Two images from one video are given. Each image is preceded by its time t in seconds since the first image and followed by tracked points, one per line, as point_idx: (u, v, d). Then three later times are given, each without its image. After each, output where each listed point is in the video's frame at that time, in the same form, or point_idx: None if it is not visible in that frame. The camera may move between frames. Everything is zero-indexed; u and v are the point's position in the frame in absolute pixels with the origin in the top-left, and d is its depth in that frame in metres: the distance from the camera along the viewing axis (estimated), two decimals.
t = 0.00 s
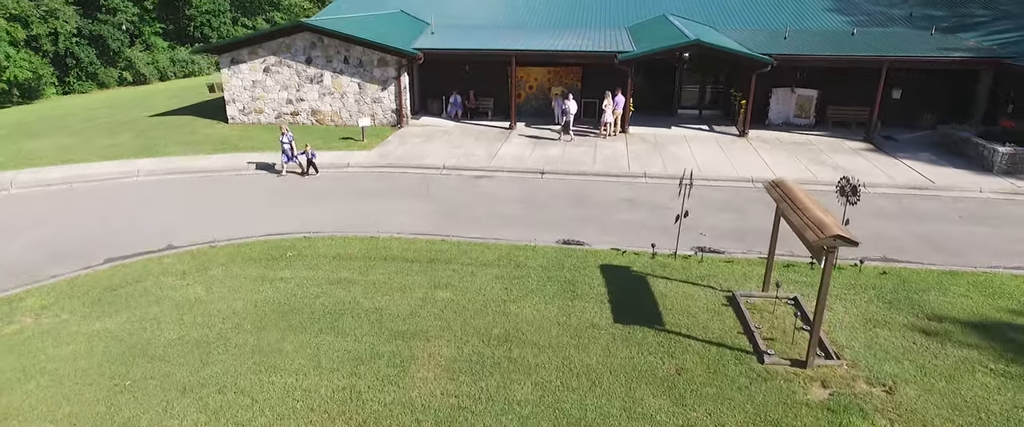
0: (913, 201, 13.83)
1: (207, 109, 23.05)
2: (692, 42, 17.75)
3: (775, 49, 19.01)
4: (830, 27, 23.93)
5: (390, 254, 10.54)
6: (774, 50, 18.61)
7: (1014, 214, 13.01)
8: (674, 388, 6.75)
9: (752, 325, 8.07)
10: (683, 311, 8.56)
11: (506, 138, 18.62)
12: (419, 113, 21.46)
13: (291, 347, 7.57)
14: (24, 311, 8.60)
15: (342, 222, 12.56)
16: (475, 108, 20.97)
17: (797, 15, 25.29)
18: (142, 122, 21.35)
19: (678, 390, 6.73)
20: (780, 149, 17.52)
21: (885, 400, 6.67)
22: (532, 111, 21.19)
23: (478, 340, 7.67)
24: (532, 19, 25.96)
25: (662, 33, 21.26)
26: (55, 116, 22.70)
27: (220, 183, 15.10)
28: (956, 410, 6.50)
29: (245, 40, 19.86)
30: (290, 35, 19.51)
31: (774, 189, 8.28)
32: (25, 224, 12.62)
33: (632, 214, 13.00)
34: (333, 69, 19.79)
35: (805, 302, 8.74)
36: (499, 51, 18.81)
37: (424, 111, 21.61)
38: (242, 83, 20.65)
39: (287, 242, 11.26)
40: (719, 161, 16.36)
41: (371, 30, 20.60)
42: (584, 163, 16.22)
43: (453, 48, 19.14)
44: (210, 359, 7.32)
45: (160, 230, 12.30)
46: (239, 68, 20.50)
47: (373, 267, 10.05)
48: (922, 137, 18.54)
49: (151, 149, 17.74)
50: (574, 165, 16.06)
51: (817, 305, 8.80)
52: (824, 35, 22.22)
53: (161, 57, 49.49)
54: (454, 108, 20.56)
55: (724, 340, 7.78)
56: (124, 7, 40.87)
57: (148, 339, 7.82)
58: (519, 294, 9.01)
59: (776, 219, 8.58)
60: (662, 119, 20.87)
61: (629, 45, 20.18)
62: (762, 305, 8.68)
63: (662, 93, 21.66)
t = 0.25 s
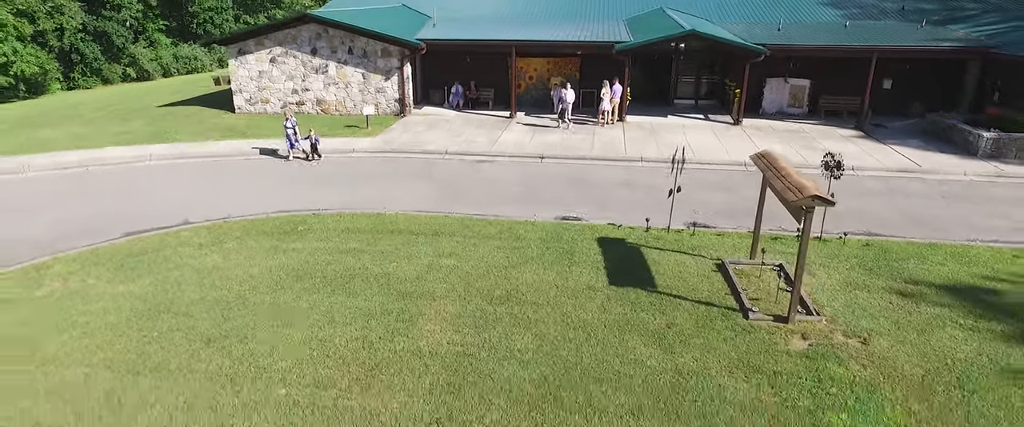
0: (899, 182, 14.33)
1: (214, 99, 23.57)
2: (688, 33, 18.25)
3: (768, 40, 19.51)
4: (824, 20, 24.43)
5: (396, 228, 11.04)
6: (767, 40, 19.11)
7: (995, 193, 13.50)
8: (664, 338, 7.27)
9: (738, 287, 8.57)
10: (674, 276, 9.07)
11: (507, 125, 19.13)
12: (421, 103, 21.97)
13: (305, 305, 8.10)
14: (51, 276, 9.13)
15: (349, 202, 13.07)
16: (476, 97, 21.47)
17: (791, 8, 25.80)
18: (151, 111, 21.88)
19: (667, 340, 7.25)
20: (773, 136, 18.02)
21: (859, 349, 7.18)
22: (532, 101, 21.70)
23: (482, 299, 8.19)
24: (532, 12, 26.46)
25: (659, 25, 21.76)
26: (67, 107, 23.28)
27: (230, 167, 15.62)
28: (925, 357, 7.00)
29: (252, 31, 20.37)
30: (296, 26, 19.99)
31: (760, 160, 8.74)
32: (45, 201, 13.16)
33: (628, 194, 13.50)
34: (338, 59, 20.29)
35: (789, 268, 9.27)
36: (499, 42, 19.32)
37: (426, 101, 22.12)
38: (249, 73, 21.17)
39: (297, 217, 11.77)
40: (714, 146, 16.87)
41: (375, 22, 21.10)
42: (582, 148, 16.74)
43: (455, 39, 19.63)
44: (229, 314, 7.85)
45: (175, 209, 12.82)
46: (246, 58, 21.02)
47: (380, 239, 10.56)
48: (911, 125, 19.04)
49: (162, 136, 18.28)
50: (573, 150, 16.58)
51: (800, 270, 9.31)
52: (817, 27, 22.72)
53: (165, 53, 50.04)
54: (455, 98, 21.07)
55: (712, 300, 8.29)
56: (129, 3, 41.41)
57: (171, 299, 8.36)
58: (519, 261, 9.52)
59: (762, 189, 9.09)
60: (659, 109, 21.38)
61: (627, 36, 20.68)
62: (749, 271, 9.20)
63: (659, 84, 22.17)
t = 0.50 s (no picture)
0: (887, 165, 14.82)
1: (221, 91, 24.06)
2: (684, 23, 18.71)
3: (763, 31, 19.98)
4: (818, 12, 24.89)
5: (402, 204, 11.55)
6: (762, 31, 19.58)
7: (979, 175, 13.97)
8: (655, 295, 7.79)
9: (727, 253, 9.07)
10: (666, 244, 9.59)
11: (508, 114, 19.61)
12: (424, 93, 22.45)
13: (318, 268, 8.61)
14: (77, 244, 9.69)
15: (356, 183, 13.57)
16: (477, 88, 21.95)
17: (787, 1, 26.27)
18: (160, 102, 22.38)
19: (658, 296, 7.77)
20: (767, 123, 18.51)
21: (838, 305, 7.67)
22: (532, 91, 22.18)
23: (485, 263, 8.70)
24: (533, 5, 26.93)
25: (657, 17, 22.23)
26: (78, 98, 23.87)
27: (240, 152, 16.12)
28: (898, 311, 7.49)
29: (259, 23, 20.85)
30: (301, 18, 20.47)
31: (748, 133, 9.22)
32: (64, 182, 13.74)
33: (625, 176, 13.99)
34: (343, 50, 20.77)
35: (776, 237, 9.77)
36: (500, 33, 19.79)
37: (429, 92, 22.61)
38: (256, 63, 21.66)
39: (307, 195, 12.26)
40: (709, 133, 17.36)
41: (378, 14, 21.57)
42: (581, 134, 17.22)
43: (457, 30, 20.11)
44: (248, 275, 8.38)
45: (188, 189, 13.32)
46: (253, 49, 21.51)
47: (387, 214, 11.04)
48: (902, 114, 19.51)
49: (172, 124, 18.77)
50: (572, 136, 17.07)
51: (787, 240, 9.82)
52: (812, 19, 23.18)
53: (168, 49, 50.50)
54: (457, 88, 21.54)
55: (702, 264, 8.79)
56: None
57: (192, 263, 8.90)
58: (520, 232, 10.04)
59: (751, 163, 9.57)
60: (656, 98, 21.87)
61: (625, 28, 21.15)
62: (739, 240, 9.68)
63: (657, 75, 22.65)
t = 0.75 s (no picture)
0: (875, 149, 15.29)
1: (227, 82, 24.57)
2: (680, 15, 19.17)
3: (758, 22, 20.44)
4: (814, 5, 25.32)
5: (407, 182, 12.03)
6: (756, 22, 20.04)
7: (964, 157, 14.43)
8: (647, 257, 8.29)
9: (717, 223, 9.56)
10: (659, 215, 10.08)
11: (508, 102, 20.10)
12: (426, 84, 22.95)
13: (329, 235, 9.11)
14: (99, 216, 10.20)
15: (362, 165, 14.09)
16: (478, 79, 22.44)
17: None
18: (168, 92, 22.88)
19: (650, 258, 8.27)
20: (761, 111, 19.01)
21: (819, 265, 8.18)
22: (532, 82, 22.68)
23: (487, 230, 9.19)
24: None
25: (653, 9, 22.68)
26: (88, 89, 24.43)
27: (248, 137, 16.63)
28: (875, 271, 7.98)
29: (265, 15, 21.35)
30: (307, 10, 20.96)
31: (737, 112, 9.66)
32: (81, 164, 14.27)
33: (621, 159, 14.48)
34: (347, 41, 21.26)
35: (764, 209, 10.25)
36: (501, 25, 20.27)
37: (431, 83, 23.11)
38: (262, 55, 22.16)
39: (315, 175, 12.75)
40: (704, 120, 17.85)
41: (381, 6, 22.01)
42: (579, 121, 17.70)
43: (458, 22, 20.60)
44: (263, 241, 8.89)
45: (200, 170, 13.81)
46: (260, 41, 22.02)
47: (393, 190, 11.52)
48: (893, 103, 19.96)
49: (180, 114, 19.26)
50: (571, 123, 17.57)
51: (775, 212, 10.30)
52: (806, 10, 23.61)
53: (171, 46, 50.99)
54: (459, 79, 22.04)
55: (692, 232, 9.27)
56: None
57: (208, 231, 9.40)
58: (520, 205, 10.53)
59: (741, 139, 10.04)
60: (654, 89, 22.36)
61: (622, 20, 21.62)
62: (728, 212, 10.17)
63: (654, 66, 23.16)
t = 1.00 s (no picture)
0: (864, 133, 15.78)
1: (233, 74, 25.04)
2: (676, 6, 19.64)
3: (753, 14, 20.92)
4: None
5: (411, 162, 12.52)
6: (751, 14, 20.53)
7: (949, 140, 14.91)
8: (640, 224, 8.77)
9: (707, 196, 10.03)
10: (653, 190, 10.58)
11: (508, 91, 20.59)
12: (428, 75, 23.44)
13: (339, 206, 9.61)
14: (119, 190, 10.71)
15: (368, 148, 14.59)
16: (479, 69, 22.92)
17: None
18: (175, 84, 23.38)
19: (642, 225, 8.78)
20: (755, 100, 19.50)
21: (802, 231, 8.67)
22: (532, 73, 23.15)
23: (488, 201, 9.69)
24: None
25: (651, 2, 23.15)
26: (97, 80, 24.95)
27: (255, 123, 17.12)
28: (855, 236, 8.46)
29: (271, 7, 21.83)
30: (312, 2, 21.44)
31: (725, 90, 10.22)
32: (95, 147, 14.78)
33: (618, 142, 14.97)
34: (351, 33, 21.74)
35: (753, 184, 10.73)
36: (502, 16, 20.75)
37: (433, 74, 23.59)
38: (268, 46, 22.66)
39: (322, 156, 13.24)
40: (699, 107, 18.35)
41: None
42: (578, 109, 18.20)
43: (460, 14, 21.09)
44: (277, 210, 9.40)
45: (210, 152, 14.28)
46: (266, 33, 22.51)
47: (398, 169, 12.01)
48: (884, 92, 20.43)
49: (188, 102, 19.75)
50: (570, 110, 18.06)
51: (763, 187, 10.79)
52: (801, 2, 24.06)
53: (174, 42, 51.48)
54: (460, 70, 22.52)
55: (683, 204, 9.75)
56: None
57: (224, 203, 9.91)
58: (520, 181, 11.03)
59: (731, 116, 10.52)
60: (651, 80, 22.84)
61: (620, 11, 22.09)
62: (718, 186, 10.66)
63: (650, 58, 23.63)
